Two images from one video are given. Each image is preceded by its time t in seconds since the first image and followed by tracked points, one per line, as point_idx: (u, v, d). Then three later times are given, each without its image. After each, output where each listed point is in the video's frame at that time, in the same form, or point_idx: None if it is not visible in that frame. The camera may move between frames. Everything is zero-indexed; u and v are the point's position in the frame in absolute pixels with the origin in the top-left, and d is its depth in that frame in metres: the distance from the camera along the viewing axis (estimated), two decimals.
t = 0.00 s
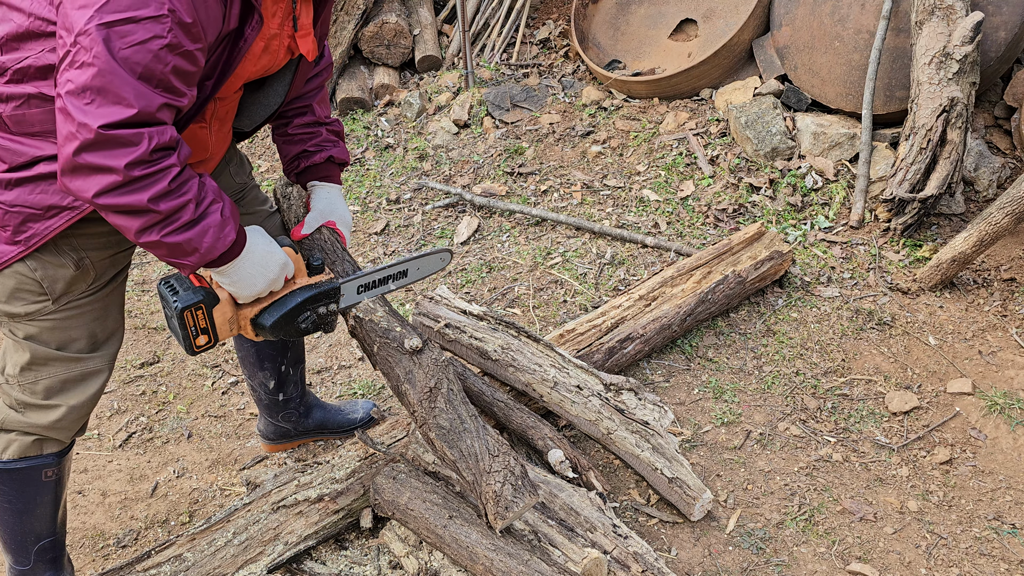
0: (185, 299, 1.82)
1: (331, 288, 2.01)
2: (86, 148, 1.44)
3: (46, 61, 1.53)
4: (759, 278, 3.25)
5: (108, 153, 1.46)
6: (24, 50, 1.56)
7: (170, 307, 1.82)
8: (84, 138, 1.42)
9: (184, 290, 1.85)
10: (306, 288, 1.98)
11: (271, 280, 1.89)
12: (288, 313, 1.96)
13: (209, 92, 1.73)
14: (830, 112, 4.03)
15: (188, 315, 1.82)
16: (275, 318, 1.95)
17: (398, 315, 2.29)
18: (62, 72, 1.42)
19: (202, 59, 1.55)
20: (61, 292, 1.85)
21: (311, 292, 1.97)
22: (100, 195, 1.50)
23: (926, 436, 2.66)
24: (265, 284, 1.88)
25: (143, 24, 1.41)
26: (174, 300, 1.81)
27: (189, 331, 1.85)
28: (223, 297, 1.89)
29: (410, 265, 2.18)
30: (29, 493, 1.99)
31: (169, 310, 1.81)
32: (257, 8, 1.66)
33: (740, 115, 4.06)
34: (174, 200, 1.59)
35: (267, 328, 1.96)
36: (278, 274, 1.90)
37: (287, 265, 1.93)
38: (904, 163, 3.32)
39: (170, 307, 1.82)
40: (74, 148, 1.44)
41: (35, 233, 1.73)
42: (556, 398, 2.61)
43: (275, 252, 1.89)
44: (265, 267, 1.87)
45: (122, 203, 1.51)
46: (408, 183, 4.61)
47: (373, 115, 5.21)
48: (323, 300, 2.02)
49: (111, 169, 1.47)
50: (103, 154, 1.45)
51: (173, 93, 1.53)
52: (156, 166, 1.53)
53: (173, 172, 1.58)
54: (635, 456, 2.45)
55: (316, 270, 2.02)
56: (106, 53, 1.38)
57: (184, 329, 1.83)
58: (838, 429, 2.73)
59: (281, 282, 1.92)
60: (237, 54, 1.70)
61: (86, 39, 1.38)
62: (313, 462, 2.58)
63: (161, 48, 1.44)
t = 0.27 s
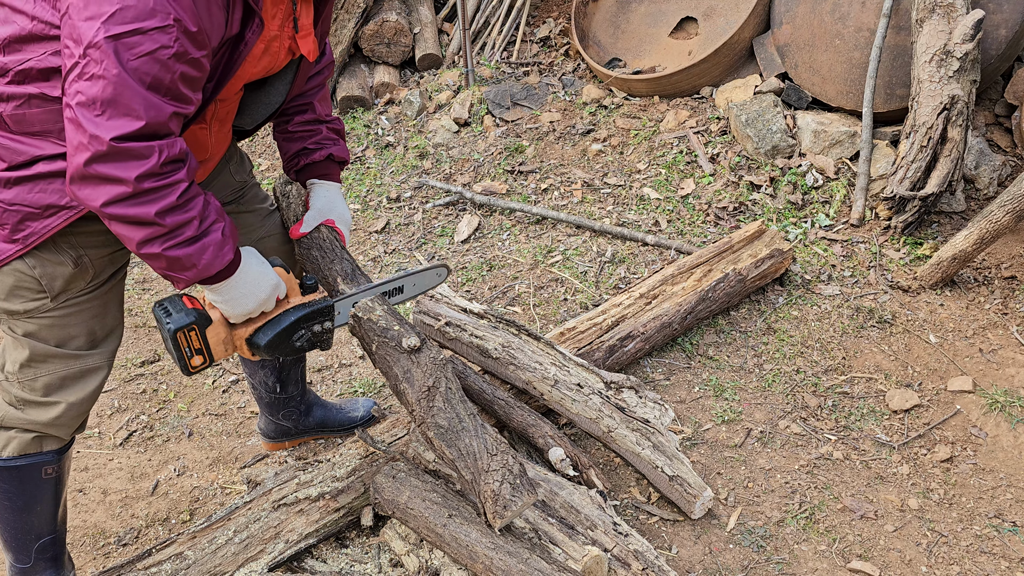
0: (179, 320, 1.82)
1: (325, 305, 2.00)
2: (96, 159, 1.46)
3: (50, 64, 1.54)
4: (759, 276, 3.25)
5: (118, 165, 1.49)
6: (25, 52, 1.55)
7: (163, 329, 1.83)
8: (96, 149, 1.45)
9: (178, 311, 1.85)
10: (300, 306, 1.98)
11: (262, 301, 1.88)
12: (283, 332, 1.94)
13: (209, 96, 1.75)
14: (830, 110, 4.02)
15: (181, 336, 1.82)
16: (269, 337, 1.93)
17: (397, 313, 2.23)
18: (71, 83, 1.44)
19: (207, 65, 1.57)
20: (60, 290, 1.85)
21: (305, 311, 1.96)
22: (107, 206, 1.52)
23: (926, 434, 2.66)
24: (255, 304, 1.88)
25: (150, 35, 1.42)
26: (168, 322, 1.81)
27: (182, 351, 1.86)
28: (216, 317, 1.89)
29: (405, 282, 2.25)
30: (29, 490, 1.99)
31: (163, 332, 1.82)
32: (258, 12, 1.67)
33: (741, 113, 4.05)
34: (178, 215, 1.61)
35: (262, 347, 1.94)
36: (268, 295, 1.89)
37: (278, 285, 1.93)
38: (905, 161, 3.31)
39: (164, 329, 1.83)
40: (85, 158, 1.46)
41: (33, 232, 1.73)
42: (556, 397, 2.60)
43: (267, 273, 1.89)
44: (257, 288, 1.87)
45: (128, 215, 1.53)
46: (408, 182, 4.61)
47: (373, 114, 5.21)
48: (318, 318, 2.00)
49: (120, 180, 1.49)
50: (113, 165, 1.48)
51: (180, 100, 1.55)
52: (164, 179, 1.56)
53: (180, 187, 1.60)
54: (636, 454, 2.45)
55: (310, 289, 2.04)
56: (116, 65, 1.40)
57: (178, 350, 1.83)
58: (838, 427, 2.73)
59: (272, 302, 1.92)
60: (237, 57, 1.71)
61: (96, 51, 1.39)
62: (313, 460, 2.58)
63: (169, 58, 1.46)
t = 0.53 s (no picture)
0: (198, 339, 1.84)
1: (340, 305, 2.01)
2: (117, 173, 1.47)
3: (55, 70, 1.54)
4: (758, 274, 3.25)
5: (138, 179, 1.50)
6: (28, 57, 1.55)
7: (184, 348, 1.84)
8: (115, 164, 1.45)
9: (196, 329, 1.86)
10: (315, 308, 1.99)
11: (278, 311, 1.90)
12: (301, 336, 1.95)
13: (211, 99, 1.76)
14: (829, 108, 4.02)
15: (203, 354, 1.84)
16: (290, 342, 1.94)
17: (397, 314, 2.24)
18: (84, 98, 1.43)
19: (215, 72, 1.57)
20: (59, 289, 1.84)
21: (321, 312, 1.97)
22: (127, 218, 1.53)
23: (925, 432, 2.66)
24: (271, 314, 1.90)
25: (161, 49, 1.42)
26: (188, 342, 1.83)
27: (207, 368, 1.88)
28: (235, 331, 1.93)
29: (419, 267, 2.26)
30: (28, 490, 1.98)
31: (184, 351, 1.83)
32: (259, 17, 1.67)
33: (739, 112, 4.05)
34: (196, 228, 1.62)
35: (283, 351, 1.96)
36: (284, 304, 1.91)
37: (292, 294, 1.94)
38: (904, 159, 3.31)
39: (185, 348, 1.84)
40: (105, 172, 1.46)
41: (32, 233, 1.73)
42: (555, 395, 2.59)
43: (281, 283, 1.91)
44: (272, 299, 1.89)
45: (148, 227, 1.55)
46: (407, 181, 4.60)
47: (372, 113, 5.20)
48: (334, 317, 2.02)
49: (140, 194, 1.50)
50: (132, 179, 1.49)
51: (192, 110, 1.56)
52: (181, 192, 1.57)
53: (197, 200, 1.62)
54: (635, 452, 2.44)
55: (324, 289, 2.05)
56: (130, 81, 1.40)
57: (202, 368, 1.86)
58: (837, 425, 2.73)
59: (289, 309, 1.94)
60: (239, 62, 1.72)
61: (109, 68, 1.39)
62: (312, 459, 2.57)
63: (180, 69, 1.46)
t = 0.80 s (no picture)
0: (193, 338, 1.87)
1: (337, 305, 2.03)
2: (116, 173, 1.47)
3: (55, 71, 1.54)
4: (756, 272, 3.25)
5: (137, 179, 1.50)
6: (27, 57, 1.55)
7: (180, 346, 1.88)
8: (114, 164, 1.45)
9: (192, 328, 1.90)
10: (311, 309, 2.01)
11: (274, 310, 1.93)
12: (297, 336, 1.97)
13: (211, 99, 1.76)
14: (827, 106, 4.02)
15: (198, 353, 1.88)
16: (285, 341, 1.97)
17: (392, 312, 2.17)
18: (84, 98, 1.43)
19: (215, 72, 1.57)
20: (58, 289, 1.84)
21: (317, 312, 1.99)
22: (126, 218, 1.53)
23: (923, 430, 2.66)
24: (267, 314, 1.92)
25: (162, 49, 1.42)
26: (183, 341, 1.87)
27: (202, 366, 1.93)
28: (230, 330, 1.95)
29: (415, 269, 2.30)
30: (26, 490, 1.98)
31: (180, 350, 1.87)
32: (258, 17, 1.66)
33: (737, 109, 4.05)
34: (194, 228, 1.63)
35: (278, 351, 1.98)
36: (280, 304, 1.94)
37: (288, 294, 1.97)
38: (902, 156, 3.31)
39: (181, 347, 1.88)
40: (105, 172, 1.46)
41: (32, 233, 1.73)
42: (553, 393, 2.59)
43: (277, 283, 1.94)
44: (268, 299, 1.91)
45: (147, 227, 1.55)
46: (405, 180, 4.60)
47: (369, 112, 5.20)
48: (331, 317, 2.04)
49: (139, 194, 1.50)
50: (132, 179, 1.49)
51: (191, 110, 1.55)
52: (181, 192, 1.57)
53: (196, 200, 1.62)
54: (633, 450, 2.44)
55: (319, 290, 2.06)
56: (130, 81, 1.40)
57: (197, 366, 1.90)
58: (835, 423, 2.73)
59: (284, 309, 1.96)
60: (238, 62, 1.72)
61: (109, 69, 1.38)
62: (310, 458, 2.57)
63: (180, 69, 1.46)
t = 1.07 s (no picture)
0: (189, 328, 1.86)
1: (333, 305, 2.04)
2: (115, 168, 1.47)
3: (53, 69, 1.53)
4: (754, 270, 3.25)
5: (136, 175, 1.49)
6: (24, 56, 1.55)
7: (174, 337, 1.86)
8: (113, 160, 1.45)
9: (187, 318, 1.88)
10: (307, 307, 2.02)
11: (271, 306, 1.93)
12: (291, 333, 1.98)
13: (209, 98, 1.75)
14: (825, 103, 4.02)
15: (192, 343, 1.86)
16: (279, 338, 1.97)
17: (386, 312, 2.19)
18: (82, 94, 1.43)
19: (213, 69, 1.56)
20: (55, 289, 1.84)
21: (313, 310, 2.00)
22: (125, 214, 1.53)
23: (921, 427, 2.66)
24: (264, 309, 1.92)
25: (160, 44, 1.41)
26: (178, 330, 1.85)
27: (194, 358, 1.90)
28: (225, 323, 1.94)
29: (412, 276, 2.29)
30: (24, 491, 1.98)
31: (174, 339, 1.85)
32: (257, 14, 1.66)
33: (735, 107, 4.05)
34: (194, 223, 1.62)
35: (272, 348, 1.98)
36: (277, 300, 1.94)
37: (285, 291, 1.97)
38: (900, 154, 3.31)
39: (175, 336, 1.86)
40: (103, 168, 1.46)
41: (30, 232, 1.72)
42: (551, 392, 2.60)
43: (275, 279, 1.94)
44: (266, 293, 1.91)
45: (146, 222, 1.54)
46: (403, 178, 4.60)
47: (367, 111, 5.19)
48: (326, 317, 2.04)
49: (138, 190, 1.50)
50: (131, 175, 1.48)
51: (190, 105, 1.55)
52: (180, 187, 1.57)
53: (195, 195, 1.61)
54: (632, 449, 2.44)
55: (316, 289, 2.07)
56: (128, 76, 1.39)
57: (189, 357, 1.87)
58: (833, 421, 2.73)
59: (280, 305, 1.96)
60: (237, 59, 1.72)
61: (107, 64, 1.38)
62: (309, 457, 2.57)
63: (178, 65, 1.46)
